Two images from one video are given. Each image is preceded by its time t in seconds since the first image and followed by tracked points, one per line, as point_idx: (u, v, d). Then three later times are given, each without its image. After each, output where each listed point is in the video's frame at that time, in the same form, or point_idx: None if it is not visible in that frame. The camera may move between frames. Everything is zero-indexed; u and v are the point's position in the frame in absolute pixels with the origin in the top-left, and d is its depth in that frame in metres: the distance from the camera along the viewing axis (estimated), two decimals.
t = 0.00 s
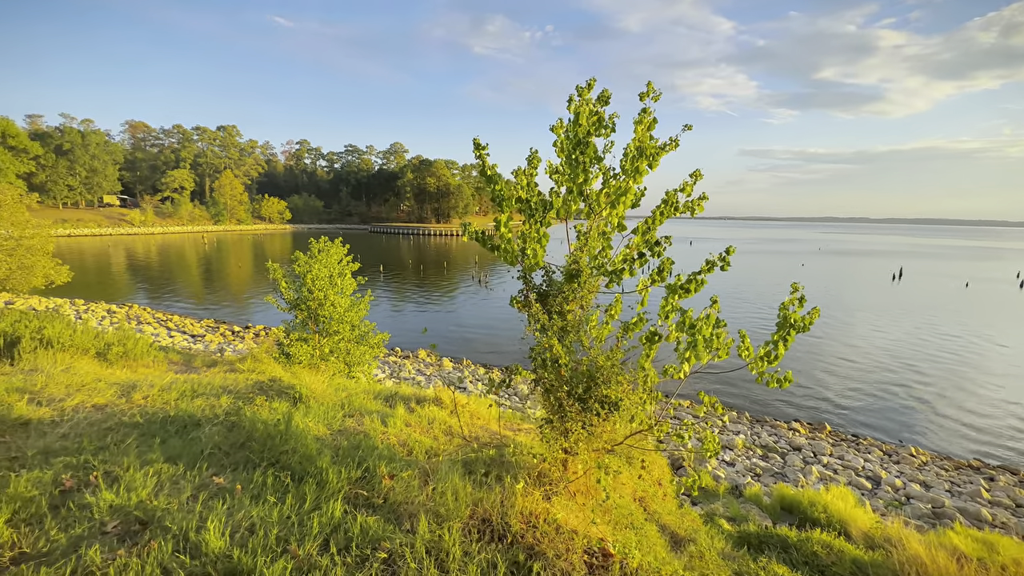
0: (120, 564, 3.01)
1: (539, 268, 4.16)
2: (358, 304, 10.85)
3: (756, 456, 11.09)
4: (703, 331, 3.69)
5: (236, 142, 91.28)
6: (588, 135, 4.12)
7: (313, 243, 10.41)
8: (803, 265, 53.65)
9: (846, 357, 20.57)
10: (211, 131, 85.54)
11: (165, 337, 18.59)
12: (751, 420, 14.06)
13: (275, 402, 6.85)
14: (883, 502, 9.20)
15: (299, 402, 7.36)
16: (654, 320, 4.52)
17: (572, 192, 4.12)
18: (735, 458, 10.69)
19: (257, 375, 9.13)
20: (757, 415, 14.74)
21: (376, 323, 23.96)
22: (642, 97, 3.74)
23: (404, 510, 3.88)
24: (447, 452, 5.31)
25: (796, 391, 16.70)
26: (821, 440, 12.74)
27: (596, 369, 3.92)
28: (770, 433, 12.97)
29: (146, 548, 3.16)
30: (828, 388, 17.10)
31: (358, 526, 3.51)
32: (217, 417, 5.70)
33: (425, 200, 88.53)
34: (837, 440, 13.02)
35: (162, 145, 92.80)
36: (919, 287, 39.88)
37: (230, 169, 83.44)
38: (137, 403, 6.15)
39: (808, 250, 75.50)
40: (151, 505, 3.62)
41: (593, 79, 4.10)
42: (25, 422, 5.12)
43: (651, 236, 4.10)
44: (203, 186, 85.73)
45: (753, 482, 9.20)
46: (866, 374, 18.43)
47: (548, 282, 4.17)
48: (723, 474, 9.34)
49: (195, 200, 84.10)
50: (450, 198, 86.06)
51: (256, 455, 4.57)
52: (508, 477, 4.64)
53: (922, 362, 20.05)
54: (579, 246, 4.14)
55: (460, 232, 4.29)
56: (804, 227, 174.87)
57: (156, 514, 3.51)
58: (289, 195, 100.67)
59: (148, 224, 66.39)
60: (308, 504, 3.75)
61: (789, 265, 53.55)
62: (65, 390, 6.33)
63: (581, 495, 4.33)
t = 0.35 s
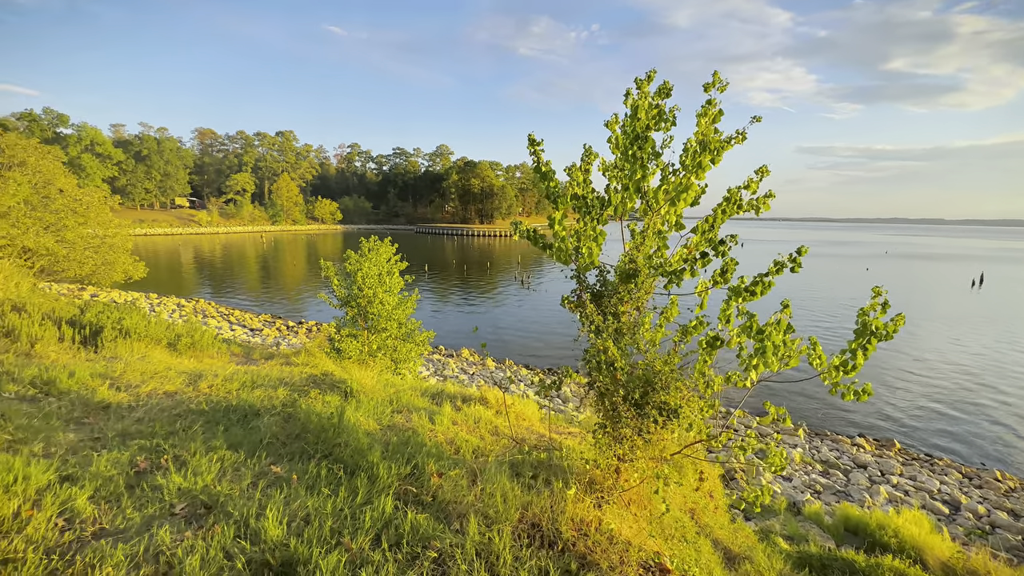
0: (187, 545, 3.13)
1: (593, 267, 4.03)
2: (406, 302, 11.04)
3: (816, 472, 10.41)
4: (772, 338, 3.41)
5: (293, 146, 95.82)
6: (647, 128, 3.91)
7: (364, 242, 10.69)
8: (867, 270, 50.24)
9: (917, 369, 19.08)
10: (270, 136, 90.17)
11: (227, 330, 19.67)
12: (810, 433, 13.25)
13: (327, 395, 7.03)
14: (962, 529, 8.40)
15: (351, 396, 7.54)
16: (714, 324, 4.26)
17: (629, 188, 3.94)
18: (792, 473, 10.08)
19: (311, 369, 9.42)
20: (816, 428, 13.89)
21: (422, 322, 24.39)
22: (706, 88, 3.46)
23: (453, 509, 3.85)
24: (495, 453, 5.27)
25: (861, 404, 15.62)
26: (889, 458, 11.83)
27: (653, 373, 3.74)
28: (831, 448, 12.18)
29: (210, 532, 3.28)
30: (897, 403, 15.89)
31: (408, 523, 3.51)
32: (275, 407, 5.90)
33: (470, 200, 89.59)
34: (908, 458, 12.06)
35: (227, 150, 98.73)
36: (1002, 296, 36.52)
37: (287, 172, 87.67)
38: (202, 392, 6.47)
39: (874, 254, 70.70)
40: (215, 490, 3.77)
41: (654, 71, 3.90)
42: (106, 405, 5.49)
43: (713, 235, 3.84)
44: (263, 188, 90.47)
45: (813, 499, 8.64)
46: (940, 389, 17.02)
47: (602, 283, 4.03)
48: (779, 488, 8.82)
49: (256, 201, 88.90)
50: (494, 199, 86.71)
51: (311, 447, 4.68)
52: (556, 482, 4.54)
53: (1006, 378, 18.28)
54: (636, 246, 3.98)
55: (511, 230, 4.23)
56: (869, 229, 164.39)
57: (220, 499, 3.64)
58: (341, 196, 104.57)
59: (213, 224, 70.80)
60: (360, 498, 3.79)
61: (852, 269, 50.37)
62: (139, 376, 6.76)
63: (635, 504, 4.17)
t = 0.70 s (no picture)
0: (241, 532, 3.18)
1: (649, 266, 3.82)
2: (452, 301, 11.10)
3: (886, 493, 9.61)
4: (850, 346, 3.04)
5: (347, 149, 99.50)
6: (710, 119, 3.64)
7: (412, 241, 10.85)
8: (943, 276, 46.39)
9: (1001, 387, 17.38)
10: (325, 140, 93.97)
11: (283, 325, 20.58)
12: (879, 451, 12.28)
13: (375, 391, 7.12)
14: None
15: (397, 392, 7.61)
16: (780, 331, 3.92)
17: (689, 183, 3.70)
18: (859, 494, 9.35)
19: (360, 364, 9.61)
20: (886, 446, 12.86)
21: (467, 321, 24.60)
22: (778, 74, 3.13)
23: (499, 512, 3.75)
24: (541, 456, 5.14)
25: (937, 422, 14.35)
26: (971, 482, 10.79)
27: (713, 381, 3.51)
28: (902, 468, 11.24)
29: (263, 520, 3.33)
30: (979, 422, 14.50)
31: (453, 523, 3.44)
32: (326, 400, 6.03)
33: (515, 201, 89.90)
34: (992, 484, 10.95)
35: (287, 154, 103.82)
36: None
37: (341, 174, 91.12)
38: (260, 383, 6.71)
39: (950, 259, 65.36)
40: (269, 479, 3.84)
41: (719, 57, 3.62)
42: (173, 391, 5.79)
43: (783, 233, 3.51)
44: (318, 190, 94.48)
45: (883, 523, 7.97)
46: None
47: (658, 283, 3.81)
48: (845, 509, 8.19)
49: (311, 203, 92.92)
50: (539, 200, 86.59)
51: (359, 442, 4.72)
52: (605, 491, 4.35)
53: None
54: (696, 244, 3.73)
55: (563, 228, 4.08)
56: (944, 232, 152.32)
57: (273, 488, 3.71)
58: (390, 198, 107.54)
59: (272, 224, 74.62)
60: (406, 495, 3.75)
61: (925, 275, 46.71)
62: (203, 366, 7.11)
63: (691, 520, 3.93)
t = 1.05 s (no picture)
0: (288, 522, 3.25)
1: (699, 268, 3.64)
2: (492, 302, 11.12)
3: (958, 519, 8.84)
4: (929, 359, 2.73)
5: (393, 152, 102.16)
6: (768, 113, 3.41)
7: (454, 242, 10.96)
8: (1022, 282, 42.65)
9: None
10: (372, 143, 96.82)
11: (330, 321, 21.32)
12: (949, 471, 11.34)
13: (417, 389, 7.20)
14: None
15: (438, 391, 7.67)
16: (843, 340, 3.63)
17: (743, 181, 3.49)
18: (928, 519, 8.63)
19: (402, 362, 9.76)
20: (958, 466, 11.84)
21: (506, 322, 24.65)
22: (847, 64, 2.89)
23: (538, 517, 3.68)
24: (582, 461, 5.02)
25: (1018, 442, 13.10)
26: None
27: (768, 391, 3.29)
28: (976, 492, 10.33)
29: (308, 512, 3.39)
30: None
31: (492, 526, 3.39)
32: (370, 396, 6.14)
33: (556, 202, 89.52)
34: None
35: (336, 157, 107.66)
36: None
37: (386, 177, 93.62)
38: (308, 377, 6.93)
39: None
40: (314, 471, 3.92)
41: (778, 48, 3.39)
42: (229, 382, 6.05)
43: (849, 234, 3.24)
44: (364, 192, 97.43)
45: (954, 551, 7.34)
46: None
47: (708, 286, 3.63)
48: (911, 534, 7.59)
49: (358, 204, 95.92)
50: (580, 201, 85.88)
51: (400, 439, 4.75)
52: (648, 502, 4.19)
53: None
54: (751, 245, 3.52)
55: (607, 228, 3.96)
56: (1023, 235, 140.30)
57: (318, 480, 3.77)
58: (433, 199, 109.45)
59: (322, 225, 77.54)
60: (446, 494, 3.73)
61: (1001, 281, 43.10)
62: (257, 359, 7.40)
63: (741, 537, 3.71)
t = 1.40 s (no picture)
0: (327, 512, 3.33)
1: (742, 269, 3.51)
2: (525, 302, 11.12)
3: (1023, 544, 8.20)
4: (997, 369, 2.54)
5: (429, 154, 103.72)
6: (819, 108, 3.25)
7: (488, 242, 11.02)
8: None
9: None
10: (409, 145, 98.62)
11: (366, 319, 21.80)
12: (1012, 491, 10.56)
13: (450, 387, 7.27)
14: None
15: (471, 390, 7.73)
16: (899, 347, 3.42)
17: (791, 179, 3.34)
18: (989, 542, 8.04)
19: (435, 360, 9.86)
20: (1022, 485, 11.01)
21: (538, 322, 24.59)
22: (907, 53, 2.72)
23: (571, 519, 3.64)
24: (616, 465, 4.94)
25: None
26: None
27: (816, 399, 3.14)
28: None
29: (346, 503, 3.47)
30: None
31: (526, 526, 3.37)
32: (404, 393, 6.23)
33: (590, 203, 88.75)
34: None
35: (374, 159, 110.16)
36: None
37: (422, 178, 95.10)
38: (345, 372, 7.10)
39: None
40: (352, 463, 4.01)
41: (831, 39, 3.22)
42: (272, 376, 6.27)
43: (907, 234, 3.05)
44: (401, 193, 99.31)
45: None
46: None
47: (753, 288, 3.49)
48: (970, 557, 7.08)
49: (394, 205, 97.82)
50: (615, 201, 84.86)
51: (434, 435, 4.80)
52: (685, 509, 4.08)
53: None
54: (799, 245, 3.37)
55: (645, 228, 3.88)
56: None
57: (355, 473, 3.86)
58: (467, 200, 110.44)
59: (359, 225, 79.53)
60: (479, 492, 3.75)
61: None
62: (298, 354, 7.65)
63: (785, 550, 3.55)
